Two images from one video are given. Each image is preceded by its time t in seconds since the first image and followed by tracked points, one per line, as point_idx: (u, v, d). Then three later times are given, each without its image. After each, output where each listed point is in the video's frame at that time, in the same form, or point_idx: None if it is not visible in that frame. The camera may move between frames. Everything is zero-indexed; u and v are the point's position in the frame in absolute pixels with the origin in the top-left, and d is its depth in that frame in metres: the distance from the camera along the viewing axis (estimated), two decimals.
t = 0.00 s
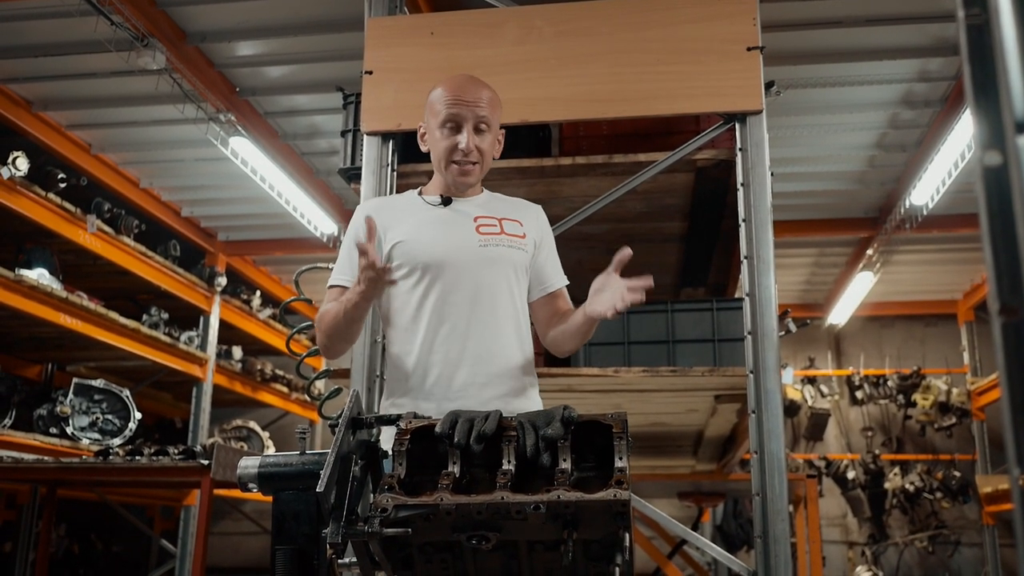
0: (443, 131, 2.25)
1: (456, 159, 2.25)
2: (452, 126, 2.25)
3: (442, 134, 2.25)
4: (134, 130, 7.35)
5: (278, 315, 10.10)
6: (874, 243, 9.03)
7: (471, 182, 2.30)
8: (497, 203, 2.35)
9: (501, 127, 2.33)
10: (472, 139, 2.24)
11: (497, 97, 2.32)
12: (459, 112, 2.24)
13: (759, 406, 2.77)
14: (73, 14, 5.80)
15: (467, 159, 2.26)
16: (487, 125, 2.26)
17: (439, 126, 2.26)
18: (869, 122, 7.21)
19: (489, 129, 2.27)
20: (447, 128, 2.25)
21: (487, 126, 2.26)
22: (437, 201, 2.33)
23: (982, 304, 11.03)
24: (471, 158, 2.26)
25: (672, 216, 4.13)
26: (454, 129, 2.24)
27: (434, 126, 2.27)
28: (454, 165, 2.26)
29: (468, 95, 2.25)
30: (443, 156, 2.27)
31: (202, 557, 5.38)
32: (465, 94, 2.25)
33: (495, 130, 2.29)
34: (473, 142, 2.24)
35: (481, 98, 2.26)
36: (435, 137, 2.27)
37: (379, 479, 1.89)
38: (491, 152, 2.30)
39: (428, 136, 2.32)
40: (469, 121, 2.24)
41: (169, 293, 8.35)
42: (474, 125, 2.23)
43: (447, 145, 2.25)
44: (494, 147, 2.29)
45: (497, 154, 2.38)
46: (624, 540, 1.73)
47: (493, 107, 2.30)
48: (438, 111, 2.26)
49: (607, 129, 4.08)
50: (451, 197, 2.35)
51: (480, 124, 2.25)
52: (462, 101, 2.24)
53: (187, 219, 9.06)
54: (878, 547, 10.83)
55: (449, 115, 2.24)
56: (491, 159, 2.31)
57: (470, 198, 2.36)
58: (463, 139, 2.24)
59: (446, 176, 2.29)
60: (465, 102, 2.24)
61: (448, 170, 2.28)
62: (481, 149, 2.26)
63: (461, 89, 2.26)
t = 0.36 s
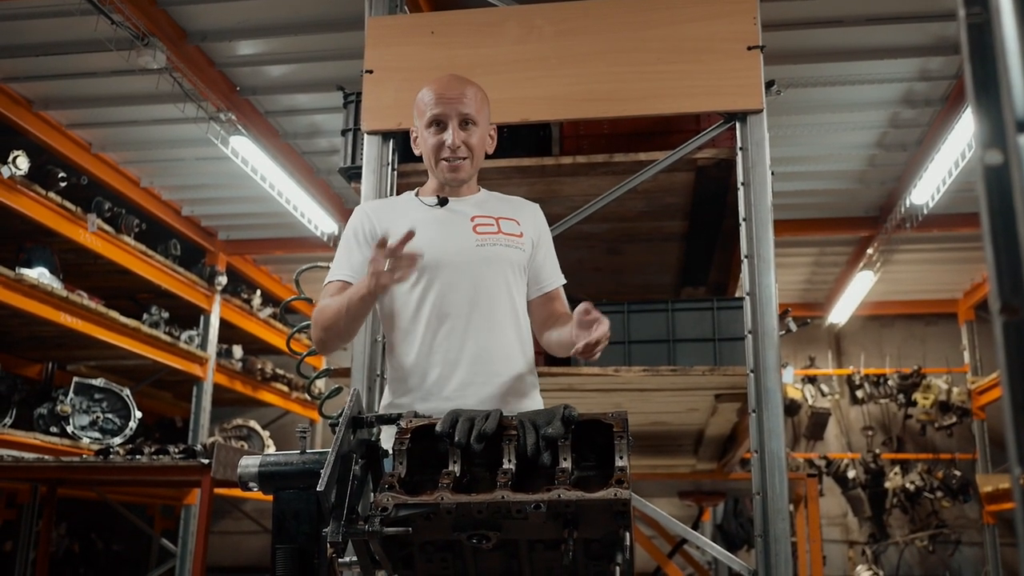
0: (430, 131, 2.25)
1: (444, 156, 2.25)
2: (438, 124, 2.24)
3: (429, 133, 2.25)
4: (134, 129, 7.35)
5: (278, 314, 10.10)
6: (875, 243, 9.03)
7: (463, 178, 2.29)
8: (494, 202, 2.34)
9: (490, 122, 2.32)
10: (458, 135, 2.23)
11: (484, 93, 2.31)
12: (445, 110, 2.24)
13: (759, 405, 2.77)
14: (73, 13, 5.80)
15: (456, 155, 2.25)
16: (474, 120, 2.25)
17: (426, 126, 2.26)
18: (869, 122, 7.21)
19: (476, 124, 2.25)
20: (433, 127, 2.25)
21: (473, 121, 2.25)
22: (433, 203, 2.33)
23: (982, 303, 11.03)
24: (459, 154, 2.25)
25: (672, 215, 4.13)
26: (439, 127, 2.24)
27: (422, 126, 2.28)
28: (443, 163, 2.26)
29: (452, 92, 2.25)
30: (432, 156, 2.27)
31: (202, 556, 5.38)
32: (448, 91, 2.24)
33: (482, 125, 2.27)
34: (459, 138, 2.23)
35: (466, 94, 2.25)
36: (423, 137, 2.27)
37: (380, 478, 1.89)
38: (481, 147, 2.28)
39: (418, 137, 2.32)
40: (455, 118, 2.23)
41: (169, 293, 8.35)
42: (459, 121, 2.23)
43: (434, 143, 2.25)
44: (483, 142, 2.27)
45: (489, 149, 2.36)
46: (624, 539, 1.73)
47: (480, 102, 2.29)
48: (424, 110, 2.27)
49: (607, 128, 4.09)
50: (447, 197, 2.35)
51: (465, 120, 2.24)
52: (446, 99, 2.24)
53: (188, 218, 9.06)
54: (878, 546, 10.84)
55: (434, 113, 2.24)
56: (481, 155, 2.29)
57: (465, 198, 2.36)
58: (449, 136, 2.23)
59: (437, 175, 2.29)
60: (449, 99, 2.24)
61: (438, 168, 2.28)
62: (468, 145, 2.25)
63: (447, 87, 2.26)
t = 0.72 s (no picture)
0: (428, 130, 2.23)
1: (444, 155, 2.22)
2: (438, 124, 2.23)
3: (428, 133, 2.24)
4: (135, 129, 7.35)
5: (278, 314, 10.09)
6: (875, 242, 9.03)
7: (461, 178, 2.27)
8: (492, 204, 2.34)
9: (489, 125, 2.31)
10: (457, 136, 2.22)
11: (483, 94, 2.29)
12: (444, 110, 2.22)
13: (760, 405, 2.77)
14: (74, 13, 5.80)
15: (454, 155, 2.23)
16: (472, 121, 2.24)
17: (425, 126, 2.25)
18: (870, 121, 7.21)
19: (475, 124, 2.24)
20: (432, 127, 2.23)
21: (472, 122, 2.23)
22: (432, 203, 2.32)
23: (982, 303, 11.03)
24: (459, 154, 2.23)
25: (673, 215, 4.13)
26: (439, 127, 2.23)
27: (420, 126, 2.26)
28: (442, 162, 2.24)
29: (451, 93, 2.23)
30: (430, 155, 2.25)
31: (203, 556, 5.38)
32: (448, 92, 2.23)
33: (481, 126, 2.26)
34: (458, 139, 2.21)
35: (465, 94, 2.24)
36: (422, 137, 2.26)
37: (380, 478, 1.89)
38: (479, 148, 2.27)
39: (417, 137, 2.30)
40: (454, 118, 2.22)
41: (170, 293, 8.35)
42: (458, 121, 2.21)
43: (433, 143, 2.23)
44: (481, 142, 2.26)
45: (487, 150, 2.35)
46: (625, 539, 1.73)
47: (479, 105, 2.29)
48: (423, 109, 2.25)
49: (608, 128, 4.09)
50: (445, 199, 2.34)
51: (464, 120, 2.22)
52: (445, 100, 2.23)
53: (189, 218, 9.06)
54: (879, 546, 10.83)
55: (434, 113, 2.22)
56: (479, 156, 2.28)
57: (463, 199, 2.35)
58: (448, 135, 2.21)
59: (435, 175, 2.27)
60: (448, 100, 2.22)
61: (437, 168, 2.27)
62: (467, 145, 2.24)
63: (446, 88, 2.25)
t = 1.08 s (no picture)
0: (439, 129, 2.28)
1: (454, 153, 2.26)
2: (448, 122, 2.28)
3: (438, 132, 2.28)
4: (133, 129, 7.34)
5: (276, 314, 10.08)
6: (873, 243, 9.05)
7: (472, 178, 2.29)
8: (506, 206, 2.31)
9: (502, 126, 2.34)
10: (467, 133, 2.26)
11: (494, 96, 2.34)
12: (454, 109, 2.27)
13: (757, 405, 2.77)
14: (73, 12, 5.79)
15: (464, 153, 2.26)
16: (482, 120, 2.28)
17: (436, 125, 2.29)
18: (869, 122, 7.21)
19: (485, 124, 2.28)
20: (442, 126, 2.28)
21: (482, 121, 2.28)
22: (442, 207, 2.32)
23: (980, 304, 11.04)
24: (468, 153, 2.27)
25: (671, 215, 4.13)
26: (449, 126, 2.27)
27: (432, 126, 2.31)
28: (452, 161, 2.27)
29: (461, 92, 2.29)
30: (441, 155, 2.29)
31: (201, 557, 5.37)
32: (458, 91, 2.28)
33: (491, 125, 2.29)
34: (468, 136, 2.25)
35: (475, 94, 2.29)
36: (433, 137, 2.30)
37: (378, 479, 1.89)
38: (490, 147, 2.30)
39: (429, 139, 2.34)
40: (464, 117, 2.27)
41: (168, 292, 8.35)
42: (468, 120, 2.26)
43: (444, 142, 2.27)
44: (492, 142, 2.29)
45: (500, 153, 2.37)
46: (622, 540, 1.73)
47: (491, 106, 2.33)
48: (435, 110, 2.30)
49: (607, 128, 4.09)
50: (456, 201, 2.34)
51: (474, 119, 2.27)
52: (456, 98, 2.28)
53: (187, 217, 9.06)
54: (876, 547, 10.83)
55: (444, 113, 2.27)
56: (490, 156, 2.30)
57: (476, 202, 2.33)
58: (458, 133, 2.25)
59: (446, 175, 2.30)
60: (458, 98, 2.27)
61: (447, 168, 2.29)
62: (477, 144, 2.27)
63: (459, 88, 2.30)
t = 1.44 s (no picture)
0: (459, 147, 2.32)
1: (472, 175, 2.32)
2: (467, 142, 2.30)
3: (458, 149, 2.32)
4: (131, 128, 7.34)
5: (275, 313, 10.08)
6: (872, 243, 9.05)
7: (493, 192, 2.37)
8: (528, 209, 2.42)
9: (522, 136, 2.34)
10: (484, 156, 2.29)
11: (515, 108, 2.32)
12: (471, 130, 2.28)
13: (755, 406, 2.77)
14: (72, 11, 5.78)
15: (483, 175, 2.32)
16: (501, 140, 2.29)
17: (457, 143, 2.33)
18: (867, 123, 7.22)
19: (503, 143, 2.29)
20: (462, 144, 2.31)
21: (500, 140, 2.28)
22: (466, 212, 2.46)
23: (977, 304, 11.05)
24: (486, 173, 2.32)
25: (670, 216, 4.14)
26: (467, 147, 2.30)
27: (453, 141, 2.34)
28: (472, 180, 2.34)
29: (480, 112, 2.28)
30: (462, 171, 2.35)
31: (198, 556, 5.37)
32: (477, 111, 2.28)
33: (510, 143, 2.30)
34: (485, 160, 2.29)
35: (494, 113, 2.28)
36: (454, 152, 2.34)
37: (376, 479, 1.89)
38: (510, 162, 2.33)
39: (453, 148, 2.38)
40: (480, 139, 2.28)
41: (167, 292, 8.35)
42: (485, 144, 2.27)
43: (463, 162, 2.32)
44: (511, 159, 2.32)
45: (523, 159, 2.40)
46: (620, 540, 1.73)
47: (510, 119, 2.31)
48: (455, 124, 2.32)
49: (606, 128, 4.10)
50: (481, 206, 2.47)
51: (492, 140, 2.28)
52: (474, 120, 2.28)
53: (186, 216, 9.06)
54: (874, 547, 10.84)
55: (462, 133, 2.29)
56: (510, 171, 2.35)
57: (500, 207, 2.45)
58: (475, 157, 2.29)
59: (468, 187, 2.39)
60: (476, 120, 2.27)
61: (469, 182, 2.37)
62: (495, 163, 2.31)
63: (478, 105, 2.29)
